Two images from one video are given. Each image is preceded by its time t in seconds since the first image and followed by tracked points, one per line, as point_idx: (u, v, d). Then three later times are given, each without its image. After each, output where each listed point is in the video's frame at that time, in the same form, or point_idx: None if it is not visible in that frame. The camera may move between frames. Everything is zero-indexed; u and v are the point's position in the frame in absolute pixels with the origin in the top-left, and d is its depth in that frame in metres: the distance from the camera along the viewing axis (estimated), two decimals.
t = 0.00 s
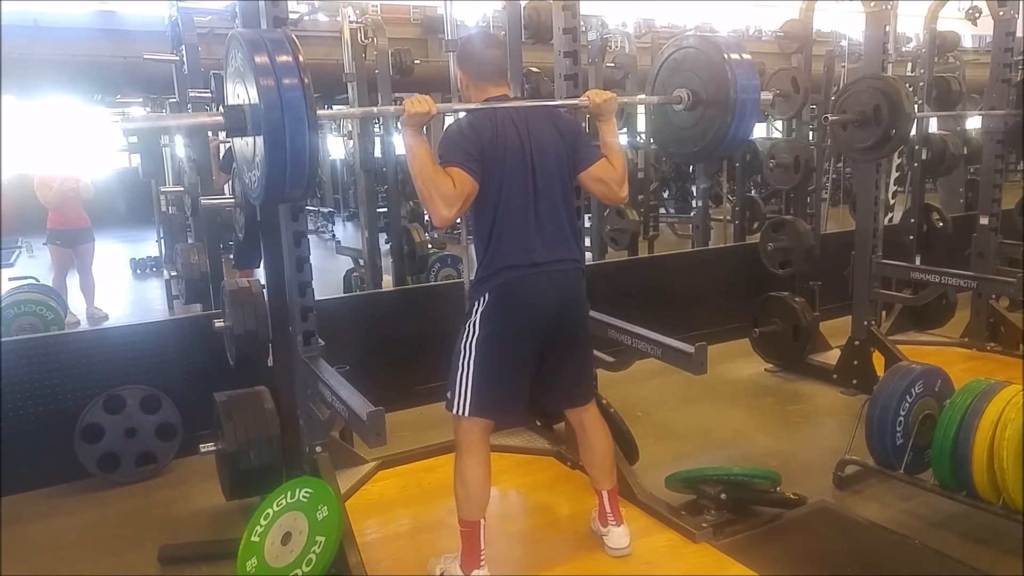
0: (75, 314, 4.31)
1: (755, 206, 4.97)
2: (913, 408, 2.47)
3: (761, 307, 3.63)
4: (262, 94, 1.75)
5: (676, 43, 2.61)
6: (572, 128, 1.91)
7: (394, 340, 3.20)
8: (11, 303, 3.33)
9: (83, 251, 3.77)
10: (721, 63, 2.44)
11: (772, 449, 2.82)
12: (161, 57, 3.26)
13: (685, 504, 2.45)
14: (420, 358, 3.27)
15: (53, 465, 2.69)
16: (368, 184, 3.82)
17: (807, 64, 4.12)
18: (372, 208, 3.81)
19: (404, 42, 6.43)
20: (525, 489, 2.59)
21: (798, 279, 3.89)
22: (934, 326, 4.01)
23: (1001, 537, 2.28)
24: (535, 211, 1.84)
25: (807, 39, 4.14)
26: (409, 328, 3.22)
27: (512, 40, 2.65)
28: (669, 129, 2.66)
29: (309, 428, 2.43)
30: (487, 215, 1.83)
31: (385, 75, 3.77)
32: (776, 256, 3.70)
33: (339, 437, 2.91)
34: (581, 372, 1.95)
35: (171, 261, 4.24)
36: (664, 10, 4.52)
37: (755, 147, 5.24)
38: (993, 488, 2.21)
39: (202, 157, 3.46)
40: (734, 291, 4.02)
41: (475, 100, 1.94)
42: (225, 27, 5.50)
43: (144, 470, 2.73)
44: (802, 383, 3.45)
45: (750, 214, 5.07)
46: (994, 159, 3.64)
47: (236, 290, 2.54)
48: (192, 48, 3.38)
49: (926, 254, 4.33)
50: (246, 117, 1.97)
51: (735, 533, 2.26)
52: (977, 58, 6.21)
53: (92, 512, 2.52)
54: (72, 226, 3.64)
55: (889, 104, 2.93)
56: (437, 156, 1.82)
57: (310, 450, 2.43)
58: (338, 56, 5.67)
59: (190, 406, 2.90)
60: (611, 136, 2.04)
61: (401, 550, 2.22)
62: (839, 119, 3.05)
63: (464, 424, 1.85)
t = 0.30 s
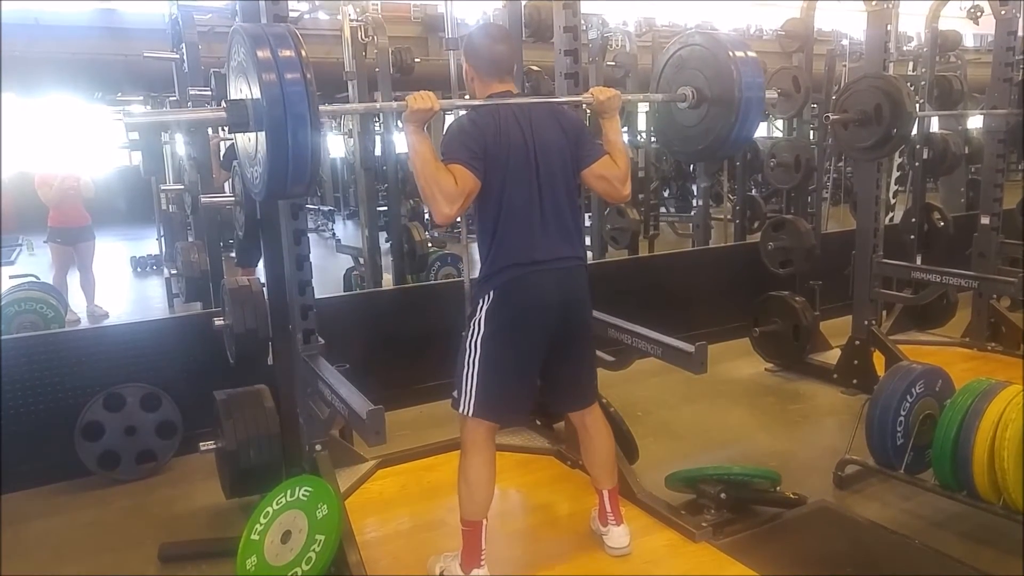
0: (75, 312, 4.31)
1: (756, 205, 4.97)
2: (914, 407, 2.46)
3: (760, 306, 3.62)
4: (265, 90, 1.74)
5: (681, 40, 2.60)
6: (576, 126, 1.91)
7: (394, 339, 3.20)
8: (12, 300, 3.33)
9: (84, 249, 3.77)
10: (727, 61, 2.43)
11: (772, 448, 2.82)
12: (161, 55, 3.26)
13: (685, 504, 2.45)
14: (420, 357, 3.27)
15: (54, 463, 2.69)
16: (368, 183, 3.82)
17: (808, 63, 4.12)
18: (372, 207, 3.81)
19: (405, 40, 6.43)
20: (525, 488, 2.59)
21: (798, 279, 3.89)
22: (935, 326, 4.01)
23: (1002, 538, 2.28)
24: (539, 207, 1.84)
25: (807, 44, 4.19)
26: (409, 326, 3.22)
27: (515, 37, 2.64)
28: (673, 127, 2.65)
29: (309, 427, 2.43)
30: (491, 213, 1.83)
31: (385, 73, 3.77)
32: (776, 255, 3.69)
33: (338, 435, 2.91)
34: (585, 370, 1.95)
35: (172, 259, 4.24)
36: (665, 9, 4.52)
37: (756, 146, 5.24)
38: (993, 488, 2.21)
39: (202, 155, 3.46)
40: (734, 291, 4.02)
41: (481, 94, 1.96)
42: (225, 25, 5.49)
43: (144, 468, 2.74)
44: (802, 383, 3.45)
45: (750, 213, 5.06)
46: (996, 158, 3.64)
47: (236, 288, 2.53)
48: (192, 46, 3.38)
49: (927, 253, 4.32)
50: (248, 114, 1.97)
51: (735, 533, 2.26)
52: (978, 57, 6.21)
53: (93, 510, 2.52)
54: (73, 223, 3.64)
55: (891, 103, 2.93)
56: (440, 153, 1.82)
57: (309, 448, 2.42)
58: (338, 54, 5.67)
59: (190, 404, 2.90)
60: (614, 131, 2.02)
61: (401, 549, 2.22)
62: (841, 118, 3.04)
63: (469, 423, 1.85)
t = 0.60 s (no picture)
0: (76, 311, 4.32)
1: (757, 204, 4.97)
2: (915, 407, 2.46)
3: (761, 305, 3.62)
4: (266, 89, 1.74)
5: (685, 39, 2.59)
6: (577, 125, 1.90)
7: (394, 337, 3.20)
8: (13, 300, 3.34)
9: (85, 248, 3.77)
10: (730, 61, 2.42)
11: (773, 447, 2.81)
12: (161, 54, 3.26)
13: (685, 503, 2.45)
14: (419, 356, 3.27)
15: (54, 462, 2.69)
16: (368, 182, 3.82)
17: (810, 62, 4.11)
18: (372, 206, 3.81)
19: (405, 40, 6.42)
20: (525, 487, 2.58)
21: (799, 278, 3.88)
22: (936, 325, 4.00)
23: (1003, 537, 2.27)
24: (541, 207, 1.83)
25: (807, 44, 4.21)
26: (409, 326, 3.22)
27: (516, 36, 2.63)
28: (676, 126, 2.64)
29: (309, 426, 2.43)
30: (493, 213, 1.83)
31: (385, 72, 3.77)
32: (777, 254, 3.69)
33: (338, 434, 2.91)
34: (587, 369, 1.95)
35: (172, 258, 4.24)
36: (665, 7, 4.51)
37: (757, 145, 5.23)
38: (995, 487, 2.20)
39: (202, 154, 3.46)
40: (735, 290, 4.01)
41: (481, 94, 1.95)
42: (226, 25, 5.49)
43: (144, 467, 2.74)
44: (803, 382, 3.44)
45: (751, 212, 5.06)
46: (998, 157, 3.63)
47: (236, 287, 2.53)
48: (192, 45, 3.38)
49: (929, 252, 4.31)
50: (250, 114, 1.97)
51: (735, 532, 2.25)
52: (980, 55, 6.19)
53: (94, 509, 2.52)
54: (75, 223, 3.65)
55: (892, 102, 2.92)
56: (442, 153, 1.82)
57: (309, 447, 2.43)
58: (338, 53, 5.67)
59: (190, 403, 2.91)
60: (615, 129, 2.02)
61: (401, 548, 2.22)
62: (842, 116, 3.03)
63: (470, 423, 1.85)
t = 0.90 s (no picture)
0: (78, 310, 4.32)
1: (758, 202, 4.95)
2: (916, 406, 2.45)
3: (762, 304, 3.61)
4: (266, 85, 1.74)
5: (687, 39, 2.59)
6: (579, 125, 1.90)
7: (394, 336, 3.20)
8: (14, 298, 3.34)
9: (86, 246, 3.77)
10: (732, 61, 2.41)
11: (773, 447, 2.81)
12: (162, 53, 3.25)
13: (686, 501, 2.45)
14: (420, 355, 3.27)
15: (55, 460, 2.70)
16: (368, 181, 3.81)
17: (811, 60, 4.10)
18: (372, 205, 3.81)
19: (406, 38, 6.41)
20: (525, 486, 2.59)
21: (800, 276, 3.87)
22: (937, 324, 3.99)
23: (1004, 537, 2.27)
24: (542, 206, 1.83)
25: (807, 43, 4.23)
26: (409, 324, 3.22)
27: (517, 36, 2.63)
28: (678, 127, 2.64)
29: (309, 425, 2.43)
30: (494, 212, 1.82)
31: (386, 70, 3.76)
32: (778, 253, 3.68)
33: (339, 433, 2.91)
34: (588, 369, 1.94)
35: (173, 257, 4.24)
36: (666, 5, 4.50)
37: (758, 144, 5.22)
38: (996, 487, 2.20)
39: (203, 153, 3.45)
40: (736, 288, 4.01)
41: (483, 92, 1.95)
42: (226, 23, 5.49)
43: (145, 465, 2.74)
44: (804, 381, 3.44)
45: (751, 210, 5.05)
46: (1000, 156, 3.62)
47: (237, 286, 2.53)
48: (193, 43, 3.37)
49: (930, 251, 4.30)
50: (250, 111, 1.97)
51: (736, 531, 2.25)
52: (983, 54, 6.17)
53: (94, 507, 2.52)
54: (76, 222, 3.65)
55: (894, 100, 2.91)
56: (442, 151, 1.82)
57: (309, 445, 2.44)
58: (338, 51, 5.66)
59: (191, 402, 2.91)
60: (617, 127, 2.01)
61: (401, 547, 2.22)
62: (843, 115, 3.03)
63: (471, 423, 1.85)
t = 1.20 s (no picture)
0: (79, 310, 4.33)
1: (759, 200, 4.93)
2: (917, 404, 2.45)
3: (762, 302, 3.61)
4: (266, 84, 1.74)
5: (688, 38, 2.58)
6: (579, 125, 1.90)
7: (394, 335, 3.19)
8: (15, 298, 3.34)
9: (87, 246, 3.77)
10: (733, 61, 2.41)
11: (774, 445, 2.81)
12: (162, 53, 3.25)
13: (686, 500, 2.44)
14: (420, 354, 3.26)
15: (56, 460, 2.70)
16: (368, 180, 3.81)
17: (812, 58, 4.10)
18: (372, 204, 3.81)
19: (406, 37, 6.41)
20: (526, 485, 2.58)
21: (801, 275, 3.87)
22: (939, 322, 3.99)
23: (1005, 536, 2.26)
24: (542, 206, 1.83)
25: (807, 41, 4.22)
26: (410, 324, 3.22)
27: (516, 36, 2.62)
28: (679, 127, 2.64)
29: (310, 424, 2.44)
30: (494, 211, 1.82)
31: (385, 69, 3.76)
32: (778, 251, 3.68)
33: (339, 433, 2.91)
34: (588, 368, 1.94)
35: (174, 256, 4.24)
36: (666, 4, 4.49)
37: (759, 142, 5.22)
38: (998, 486, 2.19)
39: (203, 152, 3.46)
40: (736, 287, 4.00)
41: (483, 92, 1.95)
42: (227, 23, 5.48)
43: (146, 465, 2.74)
44: (805, 380, 3.43)
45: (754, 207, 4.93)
46: (1001, 153, 3.61)
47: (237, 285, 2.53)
48: (193, 43, 3.37)
49: (932, 249, 4.29)
50: (250, 110, 1.97)
51: (737, 530, 2.25)
52: (984, 51, 6.16)
53: (96, 507, 2.52)
54: (77, 223, 3.65)
55: (895, 98, 2.91)
56: (442, 151, 1.82)
57: (310, 445, 2.42)
58: (339, 50, 5.66)
59: (191, 402, 2.91)
60: (617, 125, 2.01)
61: (402, 547, 2.22)
62: (843, 113, 3.02)
63: (472, 423, 1.85)
